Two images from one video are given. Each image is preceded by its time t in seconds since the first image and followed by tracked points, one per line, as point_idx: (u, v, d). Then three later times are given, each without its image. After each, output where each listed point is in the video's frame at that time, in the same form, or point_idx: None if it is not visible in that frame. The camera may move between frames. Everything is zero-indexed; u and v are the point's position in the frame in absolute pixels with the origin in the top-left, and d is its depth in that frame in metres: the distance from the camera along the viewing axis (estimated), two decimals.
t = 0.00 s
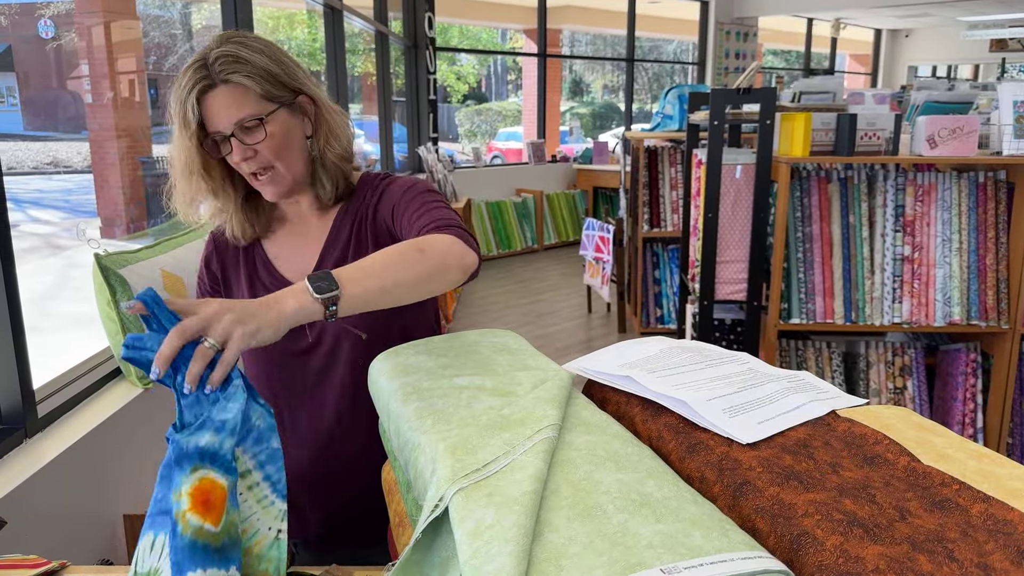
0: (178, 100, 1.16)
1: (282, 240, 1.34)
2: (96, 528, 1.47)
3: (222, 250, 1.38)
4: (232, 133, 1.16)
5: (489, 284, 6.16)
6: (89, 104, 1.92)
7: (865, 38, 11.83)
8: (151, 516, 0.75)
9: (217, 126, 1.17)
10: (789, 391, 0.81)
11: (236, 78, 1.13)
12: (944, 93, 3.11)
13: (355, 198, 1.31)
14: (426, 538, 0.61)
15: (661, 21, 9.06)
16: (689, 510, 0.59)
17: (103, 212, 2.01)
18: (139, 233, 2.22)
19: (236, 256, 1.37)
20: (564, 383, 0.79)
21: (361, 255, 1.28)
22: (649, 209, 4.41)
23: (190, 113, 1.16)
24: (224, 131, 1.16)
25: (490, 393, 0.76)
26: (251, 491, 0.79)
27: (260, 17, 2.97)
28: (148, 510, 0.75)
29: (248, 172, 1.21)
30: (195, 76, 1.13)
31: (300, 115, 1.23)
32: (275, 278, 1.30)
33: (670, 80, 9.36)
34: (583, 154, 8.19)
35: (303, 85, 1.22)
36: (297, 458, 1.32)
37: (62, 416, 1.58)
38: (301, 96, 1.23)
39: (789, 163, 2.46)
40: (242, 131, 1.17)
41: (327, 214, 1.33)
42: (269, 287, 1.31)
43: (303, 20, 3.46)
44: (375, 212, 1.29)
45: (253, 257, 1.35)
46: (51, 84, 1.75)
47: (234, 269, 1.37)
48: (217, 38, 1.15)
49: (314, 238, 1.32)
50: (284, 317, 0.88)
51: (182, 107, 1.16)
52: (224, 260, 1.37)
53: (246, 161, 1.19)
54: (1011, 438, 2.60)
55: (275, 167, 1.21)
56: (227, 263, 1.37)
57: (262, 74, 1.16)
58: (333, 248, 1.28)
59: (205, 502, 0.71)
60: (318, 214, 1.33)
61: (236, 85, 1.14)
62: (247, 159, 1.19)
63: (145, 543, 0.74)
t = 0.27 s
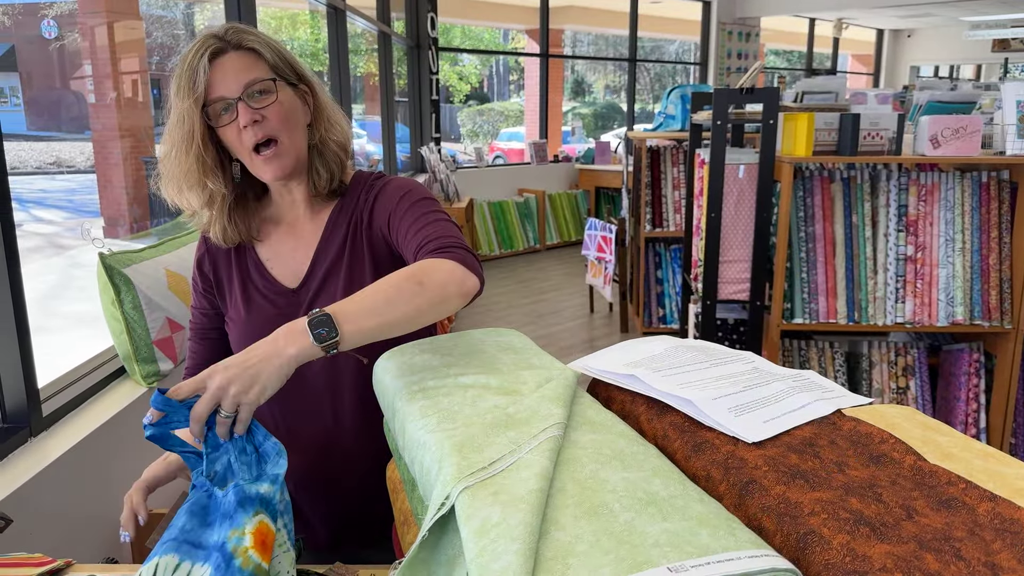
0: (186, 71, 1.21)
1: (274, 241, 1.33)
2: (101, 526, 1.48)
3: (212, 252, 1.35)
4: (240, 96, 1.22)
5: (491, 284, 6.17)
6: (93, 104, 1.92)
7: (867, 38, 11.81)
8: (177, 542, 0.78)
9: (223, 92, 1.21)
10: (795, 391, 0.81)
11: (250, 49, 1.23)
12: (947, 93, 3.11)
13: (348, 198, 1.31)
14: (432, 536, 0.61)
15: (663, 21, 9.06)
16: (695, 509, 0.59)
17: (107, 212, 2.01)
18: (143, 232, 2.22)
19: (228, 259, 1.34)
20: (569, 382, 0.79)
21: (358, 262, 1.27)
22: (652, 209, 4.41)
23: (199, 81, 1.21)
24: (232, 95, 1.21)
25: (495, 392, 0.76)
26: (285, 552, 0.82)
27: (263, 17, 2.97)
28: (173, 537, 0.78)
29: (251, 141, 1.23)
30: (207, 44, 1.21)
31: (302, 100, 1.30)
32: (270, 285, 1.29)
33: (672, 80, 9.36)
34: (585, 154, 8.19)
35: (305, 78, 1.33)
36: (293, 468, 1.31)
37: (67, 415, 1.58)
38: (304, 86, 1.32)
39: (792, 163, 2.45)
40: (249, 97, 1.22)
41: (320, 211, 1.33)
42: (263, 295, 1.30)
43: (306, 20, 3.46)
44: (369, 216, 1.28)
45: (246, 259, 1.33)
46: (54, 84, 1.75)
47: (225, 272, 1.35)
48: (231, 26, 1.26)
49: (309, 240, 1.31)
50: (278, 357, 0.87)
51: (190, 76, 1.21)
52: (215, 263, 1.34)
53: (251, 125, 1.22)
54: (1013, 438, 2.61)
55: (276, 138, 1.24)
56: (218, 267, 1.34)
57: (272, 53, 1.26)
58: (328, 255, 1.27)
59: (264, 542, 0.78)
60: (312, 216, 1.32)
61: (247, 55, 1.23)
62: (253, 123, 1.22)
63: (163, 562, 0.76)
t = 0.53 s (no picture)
0: (205, 42, 1.20)
1: (272, 241, 1.30)
2: (104, 525, 1.48)
3: (201, 252, 1.28)
4: (260, 72, 1.22)
5: (494, 284, 6.16)
6: (96, 103, 1.92)
7: (871, 37, 11.79)
8: (182, 537, 0.78)
9: (242, 67, 1.21)
10: (797, 392, 0.81)
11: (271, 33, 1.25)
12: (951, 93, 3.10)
13: (347, 199, 1.31)
14: (434, 537, 0.61)
15: (666, 21, 9.05)
16: (697, 510, 0.58)
17: (110, 211, 2.01)
18: (145, 232, 2.23)
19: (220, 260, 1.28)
20: (572, 382, 0.79)
21: (360, 261, 1.27)
22: (655, 210, 4.41)
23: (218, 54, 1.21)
24: (252, 71, 1.21)
25: (497, 392, 0.76)
26: (293, 546, 0.81)
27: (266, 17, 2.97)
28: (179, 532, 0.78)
29: (266, 115, 1.21)
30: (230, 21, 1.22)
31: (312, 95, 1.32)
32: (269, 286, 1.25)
33: (675, 80, 9.35)
34: (588, 154, 8.18)
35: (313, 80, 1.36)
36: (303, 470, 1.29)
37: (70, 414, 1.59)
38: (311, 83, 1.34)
39: (795, 163, 2.45)
40: (269, 76, 1.23)
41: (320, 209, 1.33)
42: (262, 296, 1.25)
43: (309, 20, 3.46)
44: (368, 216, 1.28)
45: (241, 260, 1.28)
46: (58, 84, 1.76)
47: (218, 274, 1.28)
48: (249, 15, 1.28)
49: (310, 239, 1.29)
50: (266, 341, 0.88)
51: (209, 49, 1.20)
52: (205, 264, 1.27)
53: (269, 100, 1.21)
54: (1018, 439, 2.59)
55: (291, 118, 1.23)
56: (208, 269, 1.28)
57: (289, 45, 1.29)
58: (330, 255, 1.26)
59: (272, 546, 0.77)
60: (313, 215, 1.32)
61: (269, 38, 1.25)
62: (272, 98, 1.21)
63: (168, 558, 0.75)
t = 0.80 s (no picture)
0: (229, 37, 1.19)
1: (280, 244, 1.27)
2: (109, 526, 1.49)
3: (204, 255, 1.22)
4: (282, 72, 1.21)
5: (497, 284, 6.16)
6: (100, 103, 1.93)
7: (876, 37, 11.76)
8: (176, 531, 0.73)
9: (264, 65, 1.20)
10: (801, 394, 0.81)
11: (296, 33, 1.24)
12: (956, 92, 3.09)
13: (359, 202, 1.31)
14: (436, 539, 0.61)
15: (670, 21, 9.04)
16: (699, 513, 0.58)
17: (113, 211, 2.02)
18: (149, 233, 2.23)
19: (225, 265, 1.23)
20: (574, 384, 0.79)
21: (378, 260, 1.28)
22: (658, 210, 4.41)
23: (241, 48, 1.18)
24: (274, 70, 1.20)
25: (500, 394, 0.77)
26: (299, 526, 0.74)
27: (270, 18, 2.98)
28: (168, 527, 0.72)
29: (282, 115, 1.19)
30: (257, 18, 1.20)
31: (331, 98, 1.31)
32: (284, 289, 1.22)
33: (679, 80, 9.35)
34: (592, 154, 8.18)
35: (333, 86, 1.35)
36: (327, 472, 1.29)
37: (75, 415, 1.59)
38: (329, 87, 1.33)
39: (798, 163, 2.45)
40: (289, 77, 1.21)
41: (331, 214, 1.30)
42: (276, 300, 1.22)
43: (313, 20, 3.46)
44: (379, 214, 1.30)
45: (249, 264, 1.24)
46: (63, 84, 1.76)
47: (222, 278, 1.22)
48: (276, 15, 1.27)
49: (321, 242, 1.28)
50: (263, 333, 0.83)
51: (232, 43, 1.18)
52: (208, 269, 1.21)
53: (287, 100, 1.19)
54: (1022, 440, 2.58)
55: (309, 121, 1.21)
56: (212, 273, 1.22)
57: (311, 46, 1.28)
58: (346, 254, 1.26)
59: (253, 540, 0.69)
60: (324, 220, 1.29)
61: (294, 39, 1.23)
62: (291, 99, 1.19)
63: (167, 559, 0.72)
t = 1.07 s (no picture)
0: (262, 40, 1.20)
1: (301, 245, 1.28)
2: (112, 527, 1.49)
3: (223, 255, 1.21)
4: (311, 79, 1.23)
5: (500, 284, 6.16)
6: (103, 104, 1.93)
7: (880, 37, 11.74)
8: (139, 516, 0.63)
9: (294, 72, 1.22)
10: (805, 398, 0.81)
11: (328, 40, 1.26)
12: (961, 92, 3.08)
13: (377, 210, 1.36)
14: (439, 545, 0.61)
15: (673, 21, 9.04)
16: (704, 518, 0.58)
17: (117, 211, 2.02)
18: (153, 233, 2.23)
19: (244, 266, 1.22)
20: (577, 388, 0.79)
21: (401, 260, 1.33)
22: (661, 210, 4.41)
23: (273, 51, 1.20)
24: (304, 76, 1.22)
25: (503, 398, 0.77)
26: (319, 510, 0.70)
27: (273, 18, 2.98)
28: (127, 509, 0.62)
29: (308, 124, 1.22)
30: (291, 23, 1.22)
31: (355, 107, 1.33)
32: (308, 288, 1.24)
33: (682, 80, 9.34)
34: (595, 154, 8.18)
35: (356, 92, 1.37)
36: (346, 477, 1.29)
37: (79, 415, 1.60)
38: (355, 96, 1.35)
39: (802, 164, 2.44)
40: (318, 85, 1.24)
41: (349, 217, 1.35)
42: (298, 301, 1.23)
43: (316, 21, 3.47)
44: (413, 218, 1.38)
45: (269, 264, 1.24)
46: (67, 85, 1.77)
47: (241, 279, 1.21)
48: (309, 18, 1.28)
49: (341, 243, 1.31)
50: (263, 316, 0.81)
51: (265, 45, 1.20)
52: (228, 270, 1.21)
53: (315, 109, 1.21)
54: None
55: (333, 131, 1.24)
56: (231, 275, 1.21)
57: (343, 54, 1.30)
58: (372, 255, 1.30)
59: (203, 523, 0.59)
60: (345, 223, 1.34)
61: (325, 46, 1.25)
62: (319, 109, 1.22)
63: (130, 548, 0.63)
